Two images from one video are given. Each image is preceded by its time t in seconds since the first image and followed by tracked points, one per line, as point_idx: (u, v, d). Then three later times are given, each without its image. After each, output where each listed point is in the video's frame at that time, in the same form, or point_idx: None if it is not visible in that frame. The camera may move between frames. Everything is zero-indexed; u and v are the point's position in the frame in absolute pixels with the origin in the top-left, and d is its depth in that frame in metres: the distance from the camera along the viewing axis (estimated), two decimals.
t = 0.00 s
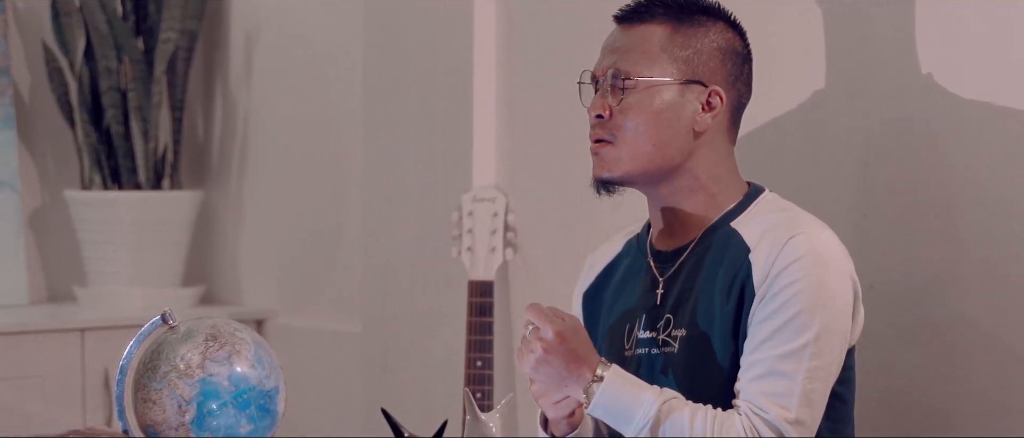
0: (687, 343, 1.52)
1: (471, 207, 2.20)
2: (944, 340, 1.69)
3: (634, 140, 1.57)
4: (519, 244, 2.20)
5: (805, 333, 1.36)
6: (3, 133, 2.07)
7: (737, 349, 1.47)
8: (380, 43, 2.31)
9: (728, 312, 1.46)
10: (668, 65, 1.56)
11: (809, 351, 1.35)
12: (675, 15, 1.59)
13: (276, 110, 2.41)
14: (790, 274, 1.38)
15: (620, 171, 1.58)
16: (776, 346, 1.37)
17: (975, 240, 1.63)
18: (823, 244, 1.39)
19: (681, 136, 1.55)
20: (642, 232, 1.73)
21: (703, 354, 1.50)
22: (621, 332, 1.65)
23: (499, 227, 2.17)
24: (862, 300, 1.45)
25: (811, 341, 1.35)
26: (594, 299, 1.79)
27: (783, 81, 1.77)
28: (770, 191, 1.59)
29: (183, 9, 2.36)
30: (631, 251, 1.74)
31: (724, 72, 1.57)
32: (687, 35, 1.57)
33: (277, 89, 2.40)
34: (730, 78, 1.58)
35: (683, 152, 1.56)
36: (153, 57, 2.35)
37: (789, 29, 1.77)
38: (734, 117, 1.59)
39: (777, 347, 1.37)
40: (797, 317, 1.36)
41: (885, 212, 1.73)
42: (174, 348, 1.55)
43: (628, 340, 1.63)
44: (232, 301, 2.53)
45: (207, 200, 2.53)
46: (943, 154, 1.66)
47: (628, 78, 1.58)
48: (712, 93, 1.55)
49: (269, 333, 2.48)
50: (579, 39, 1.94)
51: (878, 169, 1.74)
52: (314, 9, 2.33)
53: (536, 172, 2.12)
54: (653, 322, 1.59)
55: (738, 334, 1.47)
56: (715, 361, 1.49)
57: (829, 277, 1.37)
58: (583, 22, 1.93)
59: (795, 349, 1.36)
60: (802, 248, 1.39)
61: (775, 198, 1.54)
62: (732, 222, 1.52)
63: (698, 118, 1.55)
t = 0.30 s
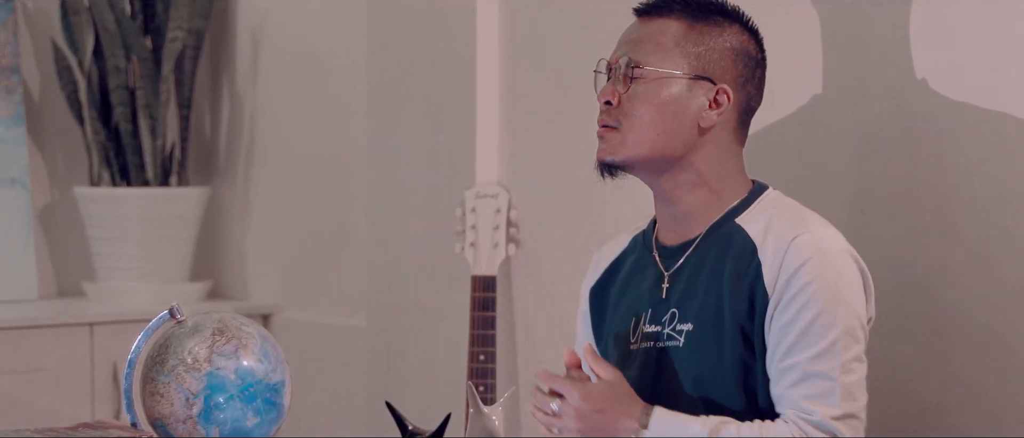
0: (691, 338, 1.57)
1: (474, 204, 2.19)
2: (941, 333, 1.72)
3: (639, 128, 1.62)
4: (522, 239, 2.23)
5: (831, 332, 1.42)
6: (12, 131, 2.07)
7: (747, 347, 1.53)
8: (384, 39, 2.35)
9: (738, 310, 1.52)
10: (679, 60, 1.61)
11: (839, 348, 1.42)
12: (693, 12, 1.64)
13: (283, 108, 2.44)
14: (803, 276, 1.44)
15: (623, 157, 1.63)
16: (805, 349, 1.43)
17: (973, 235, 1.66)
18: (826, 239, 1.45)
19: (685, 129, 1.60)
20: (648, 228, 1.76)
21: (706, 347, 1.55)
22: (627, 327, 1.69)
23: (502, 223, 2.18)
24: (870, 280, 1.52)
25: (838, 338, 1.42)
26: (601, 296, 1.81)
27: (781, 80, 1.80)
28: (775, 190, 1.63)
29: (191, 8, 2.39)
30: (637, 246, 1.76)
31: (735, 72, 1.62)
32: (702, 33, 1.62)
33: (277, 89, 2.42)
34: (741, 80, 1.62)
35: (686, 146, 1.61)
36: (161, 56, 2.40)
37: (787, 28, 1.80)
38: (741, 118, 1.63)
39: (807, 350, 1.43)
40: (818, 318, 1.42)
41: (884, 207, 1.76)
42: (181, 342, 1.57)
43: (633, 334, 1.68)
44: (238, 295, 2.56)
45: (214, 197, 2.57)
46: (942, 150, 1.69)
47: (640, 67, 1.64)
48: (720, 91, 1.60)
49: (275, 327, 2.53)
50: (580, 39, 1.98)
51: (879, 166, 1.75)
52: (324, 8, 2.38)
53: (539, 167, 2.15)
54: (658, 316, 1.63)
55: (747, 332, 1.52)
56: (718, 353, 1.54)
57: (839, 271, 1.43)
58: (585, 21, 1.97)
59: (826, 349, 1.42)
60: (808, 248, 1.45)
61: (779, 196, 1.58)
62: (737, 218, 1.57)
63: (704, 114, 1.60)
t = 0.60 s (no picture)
0: (697, 330, 1.61)
1: (477, 200, 2.22)
2: (937, 328, 1.74)
3: (656, 122, 1.65)
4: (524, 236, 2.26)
5: (838, 323, 1.48)
6: (22, 129, 2.13)
7: (751, 338, 1.58)
8: (389, 39, 2.37)
9: (744, 303, 1.57)
10: (697, 55, 1.66)
11: (847, 339, 1.48)
12: (708, 10, 1.69)
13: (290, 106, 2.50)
14: (809, 270, 1.50)
15: (639, 152, 1.66)
16: (814, 341, 1.49)
17: (967, 231, 1.69)
18: (830, 234, 1.52)
19: (700, 124, 1.64)
20: (652, 221, 1.80)
21: (712, 338, 1.60)
22: (631, 320, 1.73)
23: (504, 219, 2.20)
24: (873, 273, 1.58)
25: (846, 330, 1.48)
26: (604, 291, 1.83)
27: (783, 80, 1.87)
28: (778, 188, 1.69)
29: (199, 7, 2.43)
30: (641, 240, 1.80)
31: (749, 70, 1.67)
32: (717, 30, 1.67)
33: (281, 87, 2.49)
34: (754, 77, 1.68)
35: (700, 141, 1.65)
36: (168, 54, 2.43)
37: (788, 27, 1.87)
38: (753, 116, 1.68)
39: (816, 342, 1.49)
40: (825, 310, 1.49)
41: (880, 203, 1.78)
42: (188, 336, 1.62)
43: (637, 327, 1.71)
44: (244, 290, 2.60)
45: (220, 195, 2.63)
46: (936, 149, 1.71)
47: (657, 62, 1.68)
48: (734, 87, 1.65)
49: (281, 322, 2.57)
50: (580, 39, 2.08)
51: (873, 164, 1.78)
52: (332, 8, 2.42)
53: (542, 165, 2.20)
54: (663, 309, 1.68)
55: (752, 326, 1.57)
56: (723, 344, 1.59)
57: (843, 264, 1.50)
58: (587, 20, 2.06)
59: (835, 340, 1.48)
60: (812, 242, 1.51)
61: (781, 193, 1.64)
62: (741, 213, 1.62)
63: (719, 109, 1.65)
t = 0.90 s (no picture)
0: (698, 322, 1.68)
1: (480, 197, 2.26)
2: (934, 322, 1.78)
3: (652, 126, 1.72)
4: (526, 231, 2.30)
5: (831, 317, 1.52)
6: (32, 127, 2.16)
7: (751, 330, 1.63)
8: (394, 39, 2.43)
9: (745, 297, 1.62)
10: (689, 60, 1.71)
11: (839, 334, 1.52)
12: (701, 13, 1.73)
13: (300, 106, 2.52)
14: (807, 264, 1.55)
15: (638, 155, 1.73)
16: (807, 334, 1.54)
17: (962, 226, 1.73)
18: (832, 230, 1.57)
19: (696, 127, 1.70)
20: (657, 217, 1.85)
21: (714, 330, 1.66)
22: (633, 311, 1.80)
23: (507, 215, 2.25)
24: (872, 273, 1.62)
25: (838, 325, 1.52)
26: (606, 279, 1.91)
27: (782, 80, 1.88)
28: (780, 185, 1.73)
29: (206, 6, 2.47)
30: (645, 234, 1.86)
31: (743, 71, 1.72)
32: (710, 33, 1.72)
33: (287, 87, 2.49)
34: (748, 78, 1.72)
35: (698, 143, 1.71)
36: (175, 53, 2.47)
37: (789, 28, 1.88)
38: (749, 115, 1.74)
39: (809, 335, 1.54)
40: (820, 303, 1.53)
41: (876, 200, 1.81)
42: (195, 331, 1.65)
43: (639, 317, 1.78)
44: (250, 285, 2.63)
45: (226, 191, 2.63)
46: (931, 145, 1.75)
47: (650, 69, 1.74)
48: (729, 89, 1.70)
49: (287, 317, 2.60)
50: (580, 39, 2.11)
51: (869, 161, 1.82)
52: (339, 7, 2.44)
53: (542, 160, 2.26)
54: (664, 301, 1.75)
55: (751, 319, 1.63)
56: (724, 336, 1.65)
57: (842, 261, 1.54)
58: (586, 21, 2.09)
59: (827, 334, 1.52)
60: (813, 237, 1.56)
61: (784, 190, 1.68)
62: (743, 209, 1.67)
63: (714, 111, 1.70)
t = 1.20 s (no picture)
0: (697, 316, 1.71)
1: (483, 193, 2.31)
2: (930, 316, 1.82)
3: (654, 123, 1.76)
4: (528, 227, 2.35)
5: (829, 312, 1.56)
6: (41, 125, 2.19)
7: (750, 324, 1.66)
8: (400, 37, 2.47)
9: (743, 291, 1.66)
10: (689, 57, 1.74)
11: (837, 328, 1.56)
12: (700, 11, 1.76)
13: (305, 103, 2.55)
14: (805, 259, 1.58)
15: (639, 152, 1.77)
16: (806, 328, 1.57)
17: (958, 221, 1.77)
18: (829, 225, 1.60)
19: (696, 122, 1.74)
20: (659, 212, 1.89)
21: (713, 323, 1.69)
22: (634, 304, 1.83)
23: (509, 212, 2.30)
24: (868, 266, 1.66)
25: (837, 319, 1.56)
26: (610, 273, 1.96)
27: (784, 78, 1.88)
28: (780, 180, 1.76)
29: (213, 5, 2.51)
30: (647, 229, 1.90)
31: (742, 67, 1.74)
32: (708, 31, 1.75)
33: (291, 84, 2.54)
34: (747, 74, 1.74)
35: (698, 138, 1.74)
36: (183, 51, 2.51)
37: (788, 28, 1.88)
38: (749, 111, 1.76)
39: (808, 329, 1.57)
40: (819, 298, 1.57)
41: (873, 196, 1.85)
42: (202, 325, 1.68)
43: (640, 311, 1.81)
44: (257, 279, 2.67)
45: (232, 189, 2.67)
46: (929, 143, 1.78)
47: (650, 66, 1.77)
48: (728, 84, 1.73)
49: (292, 312, 2.64)
50: (581, 39, 2.11)
51: (868, 157, 1.85)
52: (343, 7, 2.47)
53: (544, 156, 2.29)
54: (665, 295, 1.78)
55: (750, 312, 1.66)
56: (723, 329, 1.68)
57: (840, 256, 1.58)
58: (588, 22, 2.09)
59: (825, 328, 1.56)
60: (811, 233, 1.59)
61: (782, 186, 1.71)
62: (743, 205, 1.71)
63: (714, 106, 1.74)
